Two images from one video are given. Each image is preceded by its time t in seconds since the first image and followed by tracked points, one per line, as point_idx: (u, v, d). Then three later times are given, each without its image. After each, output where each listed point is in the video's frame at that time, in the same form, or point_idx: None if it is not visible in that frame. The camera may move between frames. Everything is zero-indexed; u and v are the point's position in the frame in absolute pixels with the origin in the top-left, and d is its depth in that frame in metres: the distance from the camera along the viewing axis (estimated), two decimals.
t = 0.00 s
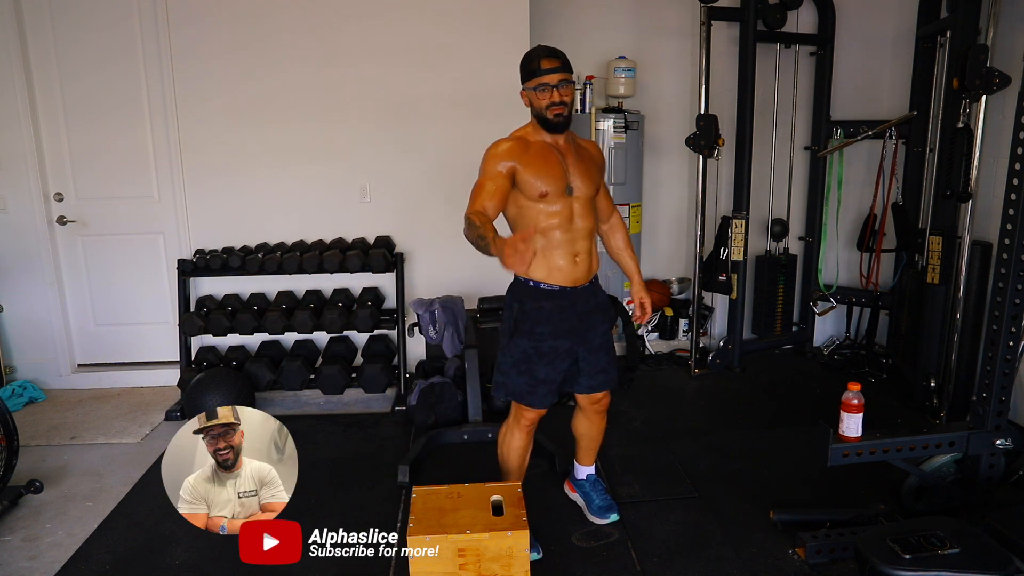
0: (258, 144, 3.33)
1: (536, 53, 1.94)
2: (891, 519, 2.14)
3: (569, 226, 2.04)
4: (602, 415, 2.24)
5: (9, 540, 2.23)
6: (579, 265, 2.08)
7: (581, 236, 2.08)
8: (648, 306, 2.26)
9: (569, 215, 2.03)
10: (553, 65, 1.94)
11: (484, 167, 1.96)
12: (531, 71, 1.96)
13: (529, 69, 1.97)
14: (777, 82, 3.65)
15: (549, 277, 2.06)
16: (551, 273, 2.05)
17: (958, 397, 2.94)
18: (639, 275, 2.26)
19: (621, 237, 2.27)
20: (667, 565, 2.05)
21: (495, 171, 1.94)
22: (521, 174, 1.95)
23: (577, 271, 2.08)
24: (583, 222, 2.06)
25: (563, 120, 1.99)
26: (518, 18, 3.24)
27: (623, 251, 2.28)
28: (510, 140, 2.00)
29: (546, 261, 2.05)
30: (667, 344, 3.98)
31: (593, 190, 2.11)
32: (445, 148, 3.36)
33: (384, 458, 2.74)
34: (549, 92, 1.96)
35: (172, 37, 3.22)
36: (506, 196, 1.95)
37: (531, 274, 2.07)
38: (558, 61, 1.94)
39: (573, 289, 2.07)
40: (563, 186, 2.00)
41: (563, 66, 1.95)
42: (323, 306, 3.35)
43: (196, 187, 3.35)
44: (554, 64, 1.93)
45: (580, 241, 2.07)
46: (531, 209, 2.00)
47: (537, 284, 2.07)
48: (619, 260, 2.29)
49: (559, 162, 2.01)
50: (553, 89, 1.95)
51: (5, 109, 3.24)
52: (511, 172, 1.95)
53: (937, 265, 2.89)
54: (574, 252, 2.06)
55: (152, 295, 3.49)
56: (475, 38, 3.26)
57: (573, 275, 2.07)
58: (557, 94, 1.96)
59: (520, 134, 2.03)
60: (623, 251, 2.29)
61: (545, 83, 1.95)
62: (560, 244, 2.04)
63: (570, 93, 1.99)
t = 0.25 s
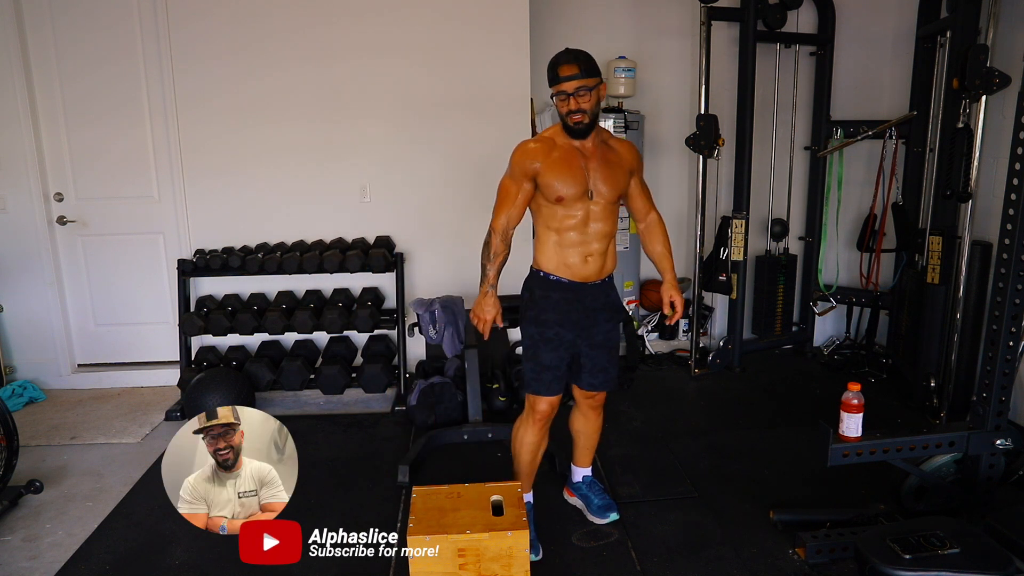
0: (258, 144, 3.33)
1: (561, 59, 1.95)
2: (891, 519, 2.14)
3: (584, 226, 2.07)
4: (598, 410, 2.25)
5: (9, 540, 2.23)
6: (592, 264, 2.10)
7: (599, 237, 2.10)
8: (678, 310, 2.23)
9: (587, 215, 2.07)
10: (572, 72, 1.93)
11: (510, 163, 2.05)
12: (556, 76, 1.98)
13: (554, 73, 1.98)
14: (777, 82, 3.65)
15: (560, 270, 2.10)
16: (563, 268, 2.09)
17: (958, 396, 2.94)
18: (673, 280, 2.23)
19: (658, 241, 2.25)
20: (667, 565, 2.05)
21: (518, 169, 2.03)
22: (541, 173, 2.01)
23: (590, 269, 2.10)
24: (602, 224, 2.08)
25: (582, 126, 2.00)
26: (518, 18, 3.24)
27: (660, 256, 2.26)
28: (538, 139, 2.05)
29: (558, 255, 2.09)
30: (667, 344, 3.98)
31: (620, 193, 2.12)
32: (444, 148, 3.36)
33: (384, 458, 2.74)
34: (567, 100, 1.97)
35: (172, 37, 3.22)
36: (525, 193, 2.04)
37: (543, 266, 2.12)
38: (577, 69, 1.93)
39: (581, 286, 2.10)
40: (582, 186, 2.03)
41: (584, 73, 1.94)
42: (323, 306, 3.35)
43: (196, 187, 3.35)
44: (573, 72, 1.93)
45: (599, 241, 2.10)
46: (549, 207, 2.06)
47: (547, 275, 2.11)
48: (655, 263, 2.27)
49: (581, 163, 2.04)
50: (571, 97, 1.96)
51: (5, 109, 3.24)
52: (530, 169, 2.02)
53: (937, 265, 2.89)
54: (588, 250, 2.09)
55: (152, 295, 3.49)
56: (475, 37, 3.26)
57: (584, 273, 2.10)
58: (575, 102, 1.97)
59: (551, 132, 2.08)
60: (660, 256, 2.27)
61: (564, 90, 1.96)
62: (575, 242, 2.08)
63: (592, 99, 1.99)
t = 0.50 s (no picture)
0: (259, 144, 3.33)
1: (548, 77, 1.96)
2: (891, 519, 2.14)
3: (577, 224, 2.10)
4: (598, 409, 2.26)
5: (9, 540, 2.23)
6: (584, 262, 2.11)
7: (595, 237, 2.10)
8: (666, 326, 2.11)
9: (581, 214, 2.09)
10: (557, 94, 1.95)
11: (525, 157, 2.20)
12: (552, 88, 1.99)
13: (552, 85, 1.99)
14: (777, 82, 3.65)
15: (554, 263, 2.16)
16: (556, 262, 2.15)
17: (958, 396, 2.94)
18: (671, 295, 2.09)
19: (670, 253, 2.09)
20: (667, 565, 2.05)
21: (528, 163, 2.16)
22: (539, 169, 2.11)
23: (581, 266, 2.12)
24: (597, 224, 2.09)
25: (574, 142, 2.03)
26: (518, 18, 3.24)
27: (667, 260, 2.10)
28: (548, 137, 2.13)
29: (554, 249, 2.15)
30: (667, 344, 3.98)
31: (621, 194, 2.05)
32: (444, 147, 3.36)
33: (384, 458, 2.74)
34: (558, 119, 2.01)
35: (172, 37, 3.22)
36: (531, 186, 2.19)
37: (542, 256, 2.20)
38: (563, 92, 1.94)
39: (570, 281, 2.13)
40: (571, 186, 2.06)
41: (571, 93, 1.93)
42: (323, 306, 3.35)
43: (195, 187, 3.35)
44: (558, 95, 1.94)
45: (595, 241, 2.10)
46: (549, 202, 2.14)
47: (542, 267, 2.18)
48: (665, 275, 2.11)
49: (574, 163, 2.06)
50: (560, 116, 1.99)
51: (5, 109, 3.24)
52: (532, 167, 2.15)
53: (937, 265, 2.90)
54: (583, 248, 2.11)
55: (152, 295, 3.49)
56: (475, 37, 3.26)
57: (574, 269, 2.12)
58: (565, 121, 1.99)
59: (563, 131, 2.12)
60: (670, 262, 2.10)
61: (553, 110, 1.99)
62: (568, 238, 2.12)
63: (582, 118, 1.99)
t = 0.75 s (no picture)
0: (259, 144, 3.33)
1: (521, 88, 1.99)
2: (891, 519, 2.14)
3: (565, 223, 2.13)
4: (597, 408, 2.27)
5: (9, 540, 2.23)
6: (573, 260, 2.14)
7: (583, 235, 2.11)
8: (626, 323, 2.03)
9: (567, 213, 2.12)
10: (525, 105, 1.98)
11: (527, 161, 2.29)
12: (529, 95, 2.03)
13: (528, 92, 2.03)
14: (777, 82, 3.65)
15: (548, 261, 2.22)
16: (549, 260, 2.20)
17: (958, 396, 2.94)
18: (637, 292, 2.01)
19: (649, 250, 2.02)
20: (667, 565, 2.05)
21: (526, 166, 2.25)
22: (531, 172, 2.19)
23: (571, 264, 2.15)
24: (583, 223, 2.10)
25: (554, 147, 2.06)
26: (518, 18, 3.24)
27: (641, 260, 2.03)
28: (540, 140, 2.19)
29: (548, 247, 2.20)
30: (667, 344, 3.98)
31: (603, 192, 2.04)
32: (445, 147, 3.36)
33: (384, 458, 2.74)
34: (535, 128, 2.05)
35: (172, 37, 3.22)
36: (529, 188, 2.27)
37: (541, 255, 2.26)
38: (530, 102, 1.96)
39: (562, 279, 2.17)
40: (556, 185, 2.10)
41: (537, 103, 1.96)
42: (323, 306, 3.35)
43: (195, 187, 3.35)
44: (527, 106, 1.97)
45: (583, 239, 2.12)
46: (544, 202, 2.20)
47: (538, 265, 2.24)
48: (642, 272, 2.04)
49: (559, 163, 2.10)
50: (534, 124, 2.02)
51: (5, 109, 3.24)
52: (527, 168, 2.23)
53: (937, 265, 2.90)
54: (572, 247, 2.14)
55: (152, 295, 3.49)
56: (475, 37, 3.26)
57: (565, 267, 2.16)
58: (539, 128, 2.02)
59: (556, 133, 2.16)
60: (645, 262, 2.03)
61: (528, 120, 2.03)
62: (559, 237, 2.16)
63: (556, 124, 2.01)
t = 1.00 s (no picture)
0: (258, 144, 3.33)
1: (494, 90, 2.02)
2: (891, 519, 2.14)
3: (538, 224, 2.16)
4: (587, 407, 2.27)
5: (9, 540, 2.23)
6: (548, 260, 2.18)
7: (556, 235, 2.14)
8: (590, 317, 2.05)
9: (541, 214, 2.14)
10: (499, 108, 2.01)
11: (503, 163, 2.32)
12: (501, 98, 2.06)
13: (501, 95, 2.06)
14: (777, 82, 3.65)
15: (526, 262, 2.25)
16: (526, 261, 2.23)
17: (958, 396, 2.93)
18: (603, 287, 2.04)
19: (617, 246, 2.04)
20: (666, 565, 2.05)
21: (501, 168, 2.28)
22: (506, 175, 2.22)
23: (547, 263, 2.18)
24: (556, 224, 2.13)
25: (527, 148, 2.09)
26: (518, 18, 3.24)
27: (611, 259, 2.04)
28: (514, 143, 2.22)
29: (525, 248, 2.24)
30: (667, 344, 3.99)
31: (573, 193, 2.06)
32: (444, 147, 3.36)
33: (384, 458, 2.74)
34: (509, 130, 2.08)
35: (172, 37, 3.22)
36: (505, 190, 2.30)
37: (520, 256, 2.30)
38: (503, 105, 1.99)
39: (539, 279, 2.21)
40: (528, 186, 2.14)
41: (509, 105, 1.98)
42: (323, 305, 3.35)
43: (195, 187, 3.35)
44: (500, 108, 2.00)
45: (556, 239, 2.15)
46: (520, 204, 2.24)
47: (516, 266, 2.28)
48: (609, 267, 2.06)
49: (532, 165, 2.13)
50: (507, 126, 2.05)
51: (5, 109, 3.24)
52: (503, 171, 2.26)
53: (937, 265, 2.90)
54: (547, 247, 2.17)
55: (152, 295, 3.49)
56: (475, 37, 3.26)
57: (541, 267, 2.19)
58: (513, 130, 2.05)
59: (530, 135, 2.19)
60: (615, 258, 2.04)
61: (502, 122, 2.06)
62: (534, 238, 2.19)
63: (529, 126, 2.04)
